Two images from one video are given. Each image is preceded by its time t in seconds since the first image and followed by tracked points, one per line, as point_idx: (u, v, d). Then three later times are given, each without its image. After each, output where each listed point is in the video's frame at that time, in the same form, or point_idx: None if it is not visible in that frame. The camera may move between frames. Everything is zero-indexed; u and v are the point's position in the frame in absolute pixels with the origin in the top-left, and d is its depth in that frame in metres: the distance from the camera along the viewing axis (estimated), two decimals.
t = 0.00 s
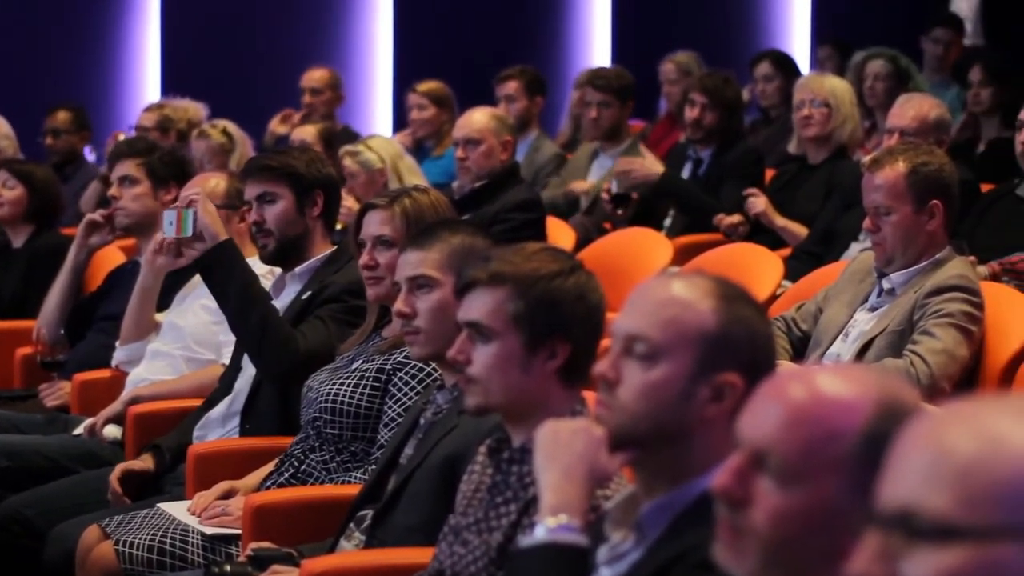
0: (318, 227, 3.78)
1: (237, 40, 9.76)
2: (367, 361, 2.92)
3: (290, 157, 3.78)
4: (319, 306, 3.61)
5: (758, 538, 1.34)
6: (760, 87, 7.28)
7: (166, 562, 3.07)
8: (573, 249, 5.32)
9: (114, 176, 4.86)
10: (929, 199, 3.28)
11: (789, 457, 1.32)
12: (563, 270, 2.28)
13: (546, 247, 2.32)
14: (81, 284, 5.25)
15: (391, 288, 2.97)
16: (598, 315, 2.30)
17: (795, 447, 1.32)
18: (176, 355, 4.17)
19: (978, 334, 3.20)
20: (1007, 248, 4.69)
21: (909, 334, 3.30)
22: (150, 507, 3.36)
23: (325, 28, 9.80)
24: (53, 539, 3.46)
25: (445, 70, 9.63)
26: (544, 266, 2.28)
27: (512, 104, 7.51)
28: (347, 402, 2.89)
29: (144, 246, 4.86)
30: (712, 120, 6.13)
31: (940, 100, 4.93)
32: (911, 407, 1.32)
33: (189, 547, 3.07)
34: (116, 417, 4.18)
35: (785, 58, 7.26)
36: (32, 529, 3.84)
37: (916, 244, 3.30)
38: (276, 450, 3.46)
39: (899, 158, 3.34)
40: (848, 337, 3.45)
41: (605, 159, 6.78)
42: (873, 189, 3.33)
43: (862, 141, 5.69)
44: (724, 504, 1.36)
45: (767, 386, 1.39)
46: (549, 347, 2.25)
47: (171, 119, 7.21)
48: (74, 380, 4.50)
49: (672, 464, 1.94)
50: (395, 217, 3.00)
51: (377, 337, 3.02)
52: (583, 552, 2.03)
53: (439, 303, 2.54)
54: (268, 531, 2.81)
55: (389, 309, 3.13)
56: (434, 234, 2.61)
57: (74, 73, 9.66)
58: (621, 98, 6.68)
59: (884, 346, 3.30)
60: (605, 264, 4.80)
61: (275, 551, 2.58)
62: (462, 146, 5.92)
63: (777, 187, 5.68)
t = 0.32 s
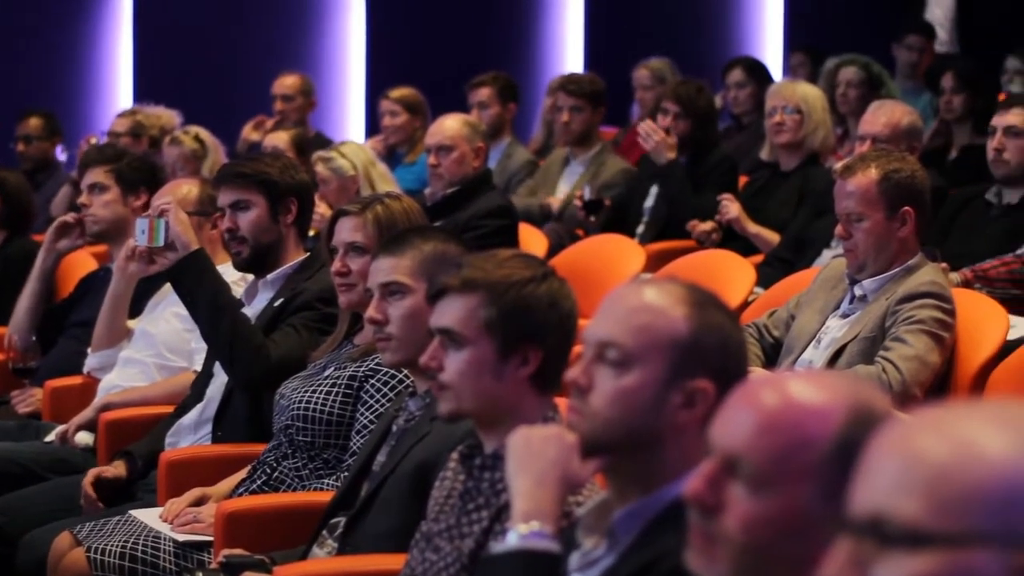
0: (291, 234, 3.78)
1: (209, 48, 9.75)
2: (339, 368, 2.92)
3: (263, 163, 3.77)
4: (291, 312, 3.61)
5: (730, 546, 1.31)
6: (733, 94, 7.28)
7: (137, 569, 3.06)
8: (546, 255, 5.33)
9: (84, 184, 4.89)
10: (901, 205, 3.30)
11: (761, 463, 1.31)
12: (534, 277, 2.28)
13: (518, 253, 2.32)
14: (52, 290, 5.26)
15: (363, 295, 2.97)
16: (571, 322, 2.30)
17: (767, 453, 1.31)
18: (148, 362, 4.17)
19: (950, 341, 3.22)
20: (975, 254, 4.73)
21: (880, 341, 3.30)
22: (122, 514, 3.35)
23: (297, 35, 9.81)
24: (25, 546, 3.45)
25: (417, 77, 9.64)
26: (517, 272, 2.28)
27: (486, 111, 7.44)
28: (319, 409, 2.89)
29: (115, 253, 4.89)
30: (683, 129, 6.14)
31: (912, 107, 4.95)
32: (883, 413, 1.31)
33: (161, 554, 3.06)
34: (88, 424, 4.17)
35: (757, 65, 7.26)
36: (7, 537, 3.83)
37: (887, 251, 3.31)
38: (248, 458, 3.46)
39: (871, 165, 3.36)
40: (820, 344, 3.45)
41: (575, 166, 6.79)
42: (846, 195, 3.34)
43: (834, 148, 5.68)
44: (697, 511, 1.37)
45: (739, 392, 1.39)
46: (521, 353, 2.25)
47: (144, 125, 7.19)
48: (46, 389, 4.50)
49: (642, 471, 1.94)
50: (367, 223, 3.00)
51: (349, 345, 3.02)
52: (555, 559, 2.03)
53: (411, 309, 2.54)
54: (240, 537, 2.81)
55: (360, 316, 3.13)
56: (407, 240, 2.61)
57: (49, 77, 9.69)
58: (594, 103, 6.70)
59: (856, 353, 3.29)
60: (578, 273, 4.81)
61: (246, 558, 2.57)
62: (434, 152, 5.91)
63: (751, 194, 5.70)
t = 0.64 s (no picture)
0: (268, 241, 3.79)
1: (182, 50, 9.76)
2: (314, 374, 2.91)
3: (239, 169, 3.79)
4: (269, 326, 3.60)
5: (705, 548, 1.33)
6: (708, 99, 7.28)
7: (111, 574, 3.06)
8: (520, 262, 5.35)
9: (60, 188, 4.91)
10: (876, 211, 3.31)
11: (735, 468, 1.32)
12: (509, 282, 2.28)
13: (493, 258, 2.32)
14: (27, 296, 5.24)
15: (338, 300, 2.98)
16: (546, 327, 2.30)
17: (742, 459, 1.32)
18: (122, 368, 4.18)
19: (925, 345, 3.21)
20: (950, 260, 4.76)
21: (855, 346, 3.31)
22: (96, 520, 3.36)
23: (271, 38, 9.83)
24: None
25: (392, 82, 9.60)
26: (492, 278, 2.28)
27: (460, 116, 7.49)
28: (294, 415, 2.89)
29: (89, 258, 4.92)
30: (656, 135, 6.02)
31: (887, 112, 4.97)
32: (856, 418, 1.34)
33: (135, 558, 3.06)
34: (63, 429, 4.22)
35: (732, 70, 7.26)
36: None
37: (862, 256, 3.32)
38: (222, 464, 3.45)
39: (846, 170, 3.37)
40: (794, 349, 3.46)
41: (550, 170, 6.80)
42: (821, 201, 3.35)
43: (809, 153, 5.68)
44: (671, 516, 1.37)
45: (714, 396, 1.39)
46: (496, 358, 2.25)
47: (120, 130, 7.18)
48: (22, 394, 4.50)
49: (617, 476, 1.94)
50: (341, 229, 3.00)
51: (324, 350, 3.01)
52: (530, 564, 2.03)
53: (386, 315, 2.54)
54: (215, 542, 2.81)
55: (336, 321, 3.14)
56: (382, 246, 2.62)
57: (29, 78, 9.84)
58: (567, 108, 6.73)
59: (831, 357, 3.31)
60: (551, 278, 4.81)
61: (220, 563, 2.58)
62: (408, 157, 5.90)
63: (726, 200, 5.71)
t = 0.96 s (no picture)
0: (239, 248, 3.81)
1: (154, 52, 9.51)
2: (284, 378, 2.92)
3: (211, 175, 3.80)
4: (239, 346, 3.58)
5: (673, 553, 1.34)
6: (678, 103, 7.31)
7: None
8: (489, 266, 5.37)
9: (30, 193, 4.95)
10: (845, 214, 3.33)
11: (702, 472, 1.32)
12: (478, 286, 2.28)
13: (461, 262, 2.33)
14: None
15: (307, 304, 2.98)
16: (515, 330, 2.30)
17: (710, 461, 1.32)
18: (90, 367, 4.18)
19: (894, 349, 3.22)
20: (920, 264, 4.75)
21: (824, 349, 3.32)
22: (65, 525, 3.35)
23: (244, 38, 9.61)
24: None
25: (363, 86, 9.56)
26: (460, 281, 2.28)
27: (430, 120, 7.46)
28: (264, 420, 2.89)
29: (60, 262, 4.94)
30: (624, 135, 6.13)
31: (856, 115, 5.00)
32: (823, 421, 1.33)
33: (105, 563, 3.06)
34: (32, 433, 4.20)
35: (701, 73, 7.28)
36: None
37: (831, 259, 3.33)
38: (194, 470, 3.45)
39: (814, 173, 3.38)
40: (764, 352, 3.48)
41: (519, 174, 6.76)
42: (789, 204, 3.37)
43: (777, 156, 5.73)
44: (639, 521, 1.37)
45: (682, 400, 1.40)
46: (465, 362, 2.25)
47: (88, 134, 7.16)
48: None
49: (585, 480, 1.93)
50: (310, 233, 3.02)
51: (294, 354, 3.01)
52: (499, 568, 2.01)
53: (356, 318, 2.54)
54: (185, 546, 2.80)
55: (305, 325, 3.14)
56: (352, 250, 2.63)
57: None
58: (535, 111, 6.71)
59: (800, 361, 3.32)
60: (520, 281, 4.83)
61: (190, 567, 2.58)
62: (378, 161, 5.90)
63: (696, 204, 5.71)
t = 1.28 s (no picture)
0: (218, 257, 3.81)
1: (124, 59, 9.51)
2: (255, 382, 2.92)
3: (193, 183, 3.79)
4: (212, 351, 3.58)
5: (645, 556, 1.34)
6: (649, 107, 7.31)
7: None
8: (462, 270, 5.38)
9: (1, 197, 4.95)
10: (816, 218, 3.34)
11: (672, 476, 1.33)
12: (449, 290, 2.29)
13: (432, 265, 2.32)
14: None
15: (281, 308, 2.99)
16: (486, 334, 2.31)
17: (680, 465, 1.33)
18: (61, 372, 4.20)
19: (866, 353, 3.22)
20: (890, 267, 4.76)
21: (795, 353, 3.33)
22: (36, 530, 3.35)
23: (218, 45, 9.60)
24: None
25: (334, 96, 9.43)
26: (431, 286, 2.29)
27: (401, 124, 7.44)
28: (235, 424, 2.89)
29: (31, 265, 4.94)
30: (599, 140, 6.16)
31: (827, 119, 5.03)
32: (792, 421, 1.34)
33: (77, 565, 3.08)
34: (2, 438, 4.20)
35: (672, 77, 7.29)
36: None
37: (802, 263, 3.35)
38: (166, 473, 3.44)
39: (786, 177, 3.40)
40: (736, 356, 3.49)
41: (491, 179, 6.74)
42: (761, 208, 3.38)
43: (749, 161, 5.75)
44: (611, 523, 1.40)
45: (653, 404, 1.40)
46: (436, 366, 2.25)
47: (61, 138, 7.16)
48: None
49: (556, 482, 1.93)
50: (285, 237, 3.03)
51: (265, 359, 3.02)
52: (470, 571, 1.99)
53: (328, 322, 2.56)
54: (156, 551, 2.81)
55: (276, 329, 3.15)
56: (325, 255, 2.63)
57: None
58: (499, 118, 6.71)
59: (771, 364, 3.32)
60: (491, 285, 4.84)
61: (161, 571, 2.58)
62: (350, 165, 5.90)
63: (666, 209, 5.73)
